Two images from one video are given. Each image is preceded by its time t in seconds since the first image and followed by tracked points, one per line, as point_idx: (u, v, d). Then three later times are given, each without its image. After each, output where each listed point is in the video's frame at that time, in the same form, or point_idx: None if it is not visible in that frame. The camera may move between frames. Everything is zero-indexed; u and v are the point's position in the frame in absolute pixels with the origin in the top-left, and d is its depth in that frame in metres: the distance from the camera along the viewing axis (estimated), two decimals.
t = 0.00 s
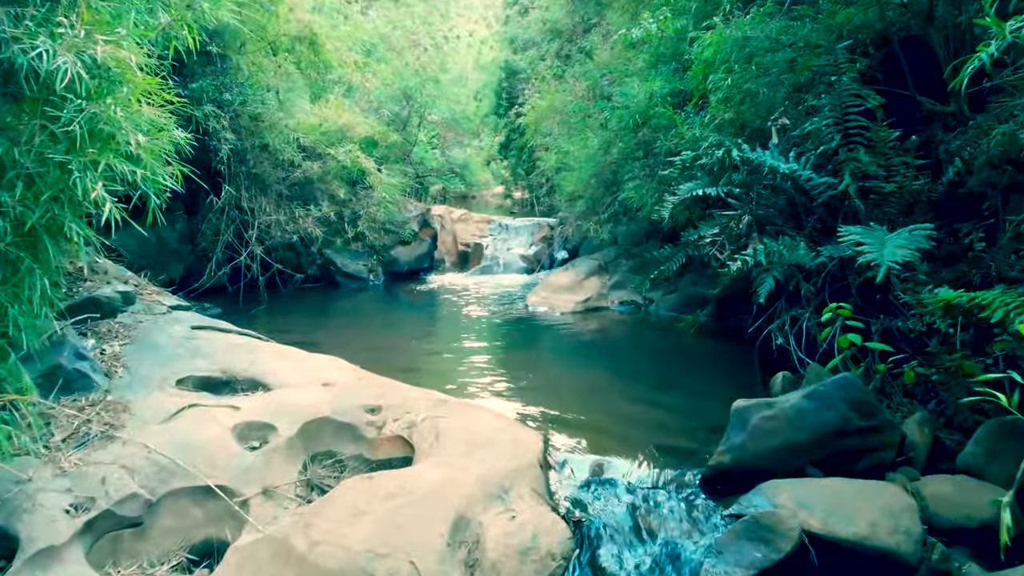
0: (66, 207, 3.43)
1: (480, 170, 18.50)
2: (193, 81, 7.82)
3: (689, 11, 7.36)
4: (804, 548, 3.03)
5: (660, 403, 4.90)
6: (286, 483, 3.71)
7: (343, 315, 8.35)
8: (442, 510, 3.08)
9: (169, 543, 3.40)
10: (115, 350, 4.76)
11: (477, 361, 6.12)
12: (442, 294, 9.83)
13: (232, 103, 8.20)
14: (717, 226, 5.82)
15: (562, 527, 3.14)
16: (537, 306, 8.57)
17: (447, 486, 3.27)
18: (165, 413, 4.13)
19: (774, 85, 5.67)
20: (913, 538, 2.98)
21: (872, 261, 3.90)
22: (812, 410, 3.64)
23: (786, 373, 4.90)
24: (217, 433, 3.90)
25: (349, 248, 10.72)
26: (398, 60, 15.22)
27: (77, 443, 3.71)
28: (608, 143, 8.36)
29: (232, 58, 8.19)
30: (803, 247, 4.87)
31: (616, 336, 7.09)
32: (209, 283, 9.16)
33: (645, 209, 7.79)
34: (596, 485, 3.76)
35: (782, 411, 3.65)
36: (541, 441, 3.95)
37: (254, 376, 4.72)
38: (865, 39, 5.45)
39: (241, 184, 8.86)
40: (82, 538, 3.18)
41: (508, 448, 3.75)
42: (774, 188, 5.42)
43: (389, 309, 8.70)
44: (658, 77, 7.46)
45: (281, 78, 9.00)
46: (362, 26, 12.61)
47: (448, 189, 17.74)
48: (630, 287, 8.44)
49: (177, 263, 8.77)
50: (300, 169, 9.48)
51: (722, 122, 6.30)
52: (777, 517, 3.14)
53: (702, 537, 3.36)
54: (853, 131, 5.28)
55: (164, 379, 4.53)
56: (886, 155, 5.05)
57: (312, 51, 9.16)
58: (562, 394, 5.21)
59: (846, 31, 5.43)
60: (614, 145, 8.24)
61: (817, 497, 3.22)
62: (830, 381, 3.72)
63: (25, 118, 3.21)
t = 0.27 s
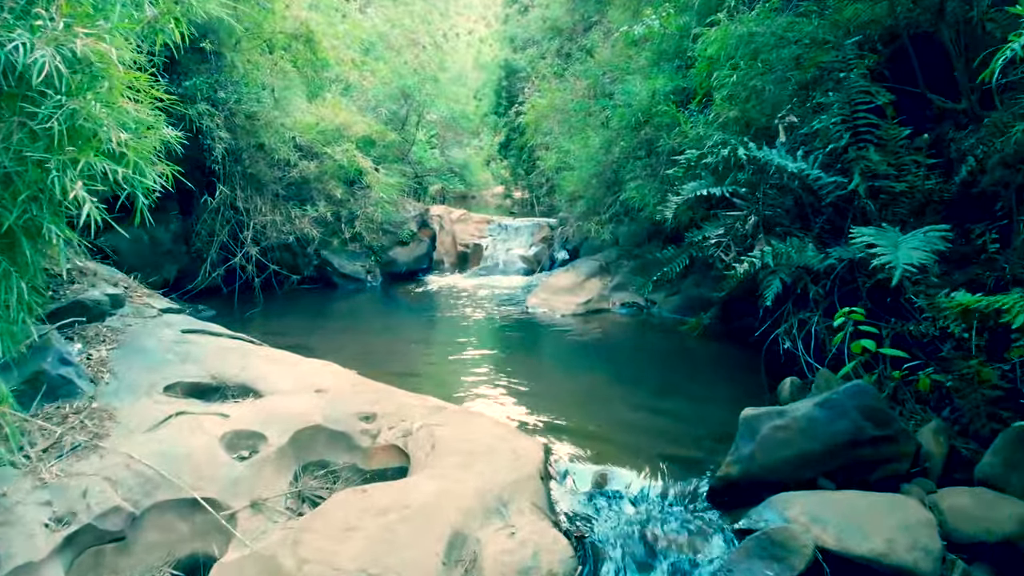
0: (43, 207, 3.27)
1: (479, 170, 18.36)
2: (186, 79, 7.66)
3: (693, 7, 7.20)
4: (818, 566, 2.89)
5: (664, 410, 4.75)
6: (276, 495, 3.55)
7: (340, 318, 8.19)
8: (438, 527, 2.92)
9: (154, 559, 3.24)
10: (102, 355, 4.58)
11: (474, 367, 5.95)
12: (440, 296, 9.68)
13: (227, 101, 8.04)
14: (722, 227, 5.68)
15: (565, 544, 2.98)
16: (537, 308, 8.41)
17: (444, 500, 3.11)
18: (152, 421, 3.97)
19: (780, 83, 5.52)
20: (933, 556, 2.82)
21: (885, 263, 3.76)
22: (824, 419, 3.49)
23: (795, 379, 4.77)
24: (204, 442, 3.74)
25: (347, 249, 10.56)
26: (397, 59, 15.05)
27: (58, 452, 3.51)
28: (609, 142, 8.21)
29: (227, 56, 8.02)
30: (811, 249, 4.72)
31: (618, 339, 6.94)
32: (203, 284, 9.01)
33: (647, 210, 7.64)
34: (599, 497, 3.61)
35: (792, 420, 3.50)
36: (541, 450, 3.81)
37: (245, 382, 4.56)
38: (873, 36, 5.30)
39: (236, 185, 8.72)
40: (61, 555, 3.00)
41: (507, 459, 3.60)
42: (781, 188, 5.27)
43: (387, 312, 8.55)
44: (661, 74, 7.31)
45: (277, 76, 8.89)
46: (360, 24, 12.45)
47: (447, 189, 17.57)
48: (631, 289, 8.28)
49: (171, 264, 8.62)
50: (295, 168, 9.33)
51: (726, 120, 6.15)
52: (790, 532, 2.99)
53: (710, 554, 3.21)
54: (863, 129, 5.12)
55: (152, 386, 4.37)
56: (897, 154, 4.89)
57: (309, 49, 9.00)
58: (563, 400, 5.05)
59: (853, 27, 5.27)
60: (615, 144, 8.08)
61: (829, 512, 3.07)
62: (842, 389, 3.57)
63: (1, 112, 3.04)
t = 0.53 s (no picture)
0: (19, 209, 3.11)
1: (479, 170, 18.18)
2: (179, 76, 7.46)
3: (697, 4, 7.05)
4: None
5: (670, 418, 4.60)
6: (265, 509, 3.39)
7: (337, 321, 8.02)
8: (435, 545, 2.77)
9: None
10: (88, 360, 4.40)
11: (472, 372, 5.78)
12: (439, 298, 9.51)
13: (221, 99, 7.87)
14: (727, 228, 5.51)
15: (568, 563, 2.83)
16: (538, 310, 8.23)
17: (441, 517, 2.95)
18: (138, 429, 3.82)
19: (787, 79, 5.42)
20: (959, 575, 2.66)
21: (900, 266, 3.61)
22: (838, 429, 3.34)
23: (804, 385, 4.63)
24: (191, 453, 3.57)
25: (342, 250, 10.30)
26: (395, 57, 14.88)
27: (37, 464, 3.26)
28: (611, 141, 8.05)
29: (221, 54, 7.83)
30: (822, 250, 4.56)
31: (620, 343, 6.79)
32: (198, 286, 8.85)
33: (649, 210, 7.50)
34: (604, 511, 3.46)
35: (805, 431, 3.35)
36: (541, 460, 3.66)
37: (235, 389, 4.39)
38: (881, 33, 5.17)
39: (232, 185, 8.59)
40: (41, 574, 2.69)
41: (507, 471, 3.45)
42: (788, 188, 5.11)
43: (384, 314, 8.38)
44: (664, 72, 7.15)
45: (272, 71, 8.85)
46: (358, 22, 12.29)
47: (447, 189, 17.40)
48: (634, 291, 8.09)
49: (166, 265, 8.48)
50: (291, 168, 9.17)
51: (732, 118, 6.00)
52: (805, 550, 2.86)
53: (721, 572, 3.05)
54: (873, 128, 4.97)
55: (139, 392, 4.21)
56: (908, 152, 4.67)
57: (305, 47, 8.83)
58: (565, 407, 4.90)
59: (862, 24, 5.13)
60: (617, 143, 7.92)
61: (845, 530, 2.93)
62: (857, 397, 3.43)
63: None
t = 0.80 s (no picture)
0: None
1: (479, 170, 18.02)
2: (173, 75, 7.30)
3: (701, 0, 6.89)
4: None
5: (675, 425, 4.45)
6: (254, 524, 3.21)
7: (334, 323, 7.86)
8: (431, 566, 2.61)
9: None
10: (75, 365, 4.26)
11: (470, 377, 5.61)
12: (438, 299, 9.35)
13: (215, 98, 7.72)
14: (734, 229, 5.33)
15: None
16: (538, 312, 8.07)
17: (438, 534, 2.80)
18: (123, 439, 3.66)
19: (795, 77, 5.30)
20: None
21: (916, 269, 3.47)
22: (854, 440, 3.19)
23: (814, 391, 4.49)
24: (176, 464, 3.41)
25: (339, 251, 10.12)
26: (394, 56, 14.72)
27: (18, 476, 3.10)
28: (613, 140, 7.89)
29: (215, 52, 7.68)
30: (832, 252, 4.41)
31: (623, 346, 6.64)
32: (192, 288, 8.70)
33: (652, 210, 7.36)
34: (608, 527, 3.31)
35: (819, 442, 3.20)
36: (543, 471, 3.51)
37: (225, 395, 4.23)
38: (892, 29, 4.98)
39: (226, 185, 8.44)
40: None
41: (508, 484, 3.29)
42: (797, 188, 4.96)
43: (382, 316, 8.22)
44: (668, 70, 6.99)
45: (268, 69, 8.70)
46: (357, 20, 12.13)
47: (446, 189, 17.23)
48: (636, 293, 7.93)
49: (159, 267, 8.33)
50: (288, 168, 9.02)
51: (737, 116, 5.84)
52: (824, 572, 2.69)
53: None
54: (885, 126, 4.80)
55: (126, 399, 4.06)
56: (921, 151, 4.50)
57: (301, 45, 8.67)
58: (567, 413, 4.75)
59: (869, 20, 4.92)
60: (619, 142, 7.76)
61: (863, 547, 2.76)
62: (872, 407, 3.28)
63: None
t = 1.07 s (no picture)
0: None
1: (479, 170, 17.86)
2: (167, 72, 7.16)
3: None
4: None
5: (681, 434, 4.29)
6: (241, 540, 3.06)
7: (330, 326, 7.71)
8: None
9: None
10: (59, 371, 4.08)
11: (468, 382, 5.46)
12: (436, 301, 9.19)
13: (209, 96, 7.57)
14: (740, 230, 5.16)
15: None
16: (539, 315, 7.91)
17: (434, 553, 2.65)
18: (106, 449, 3.50)
19: (802, 74, 5.15)
20: None
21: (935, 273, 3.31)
22: (871, 453, 3.04)
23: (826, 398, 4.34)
24: (161, 477, 3.26)
25: (336, 252, 9.98)
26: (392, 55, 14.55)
27: None
28: (615, 139, 7.73)
29: (210, 49, 7.53)
30: (843, 254, 4.26)
31: (625, 350, 6.49)
32: (186, 289, 8.55)
33: (655, 211, 7.20)
34: (613, 543, 3.15)
35: (834, 455, 3.05)
36: (545, 484, 3.36)
37: (214, 403, 4.07)
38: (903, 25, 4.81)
39: (221, 185, 8.29)
40: None
41: (508, 498, 3.14)
42: (806, 188, 4.81)
43: (379, 319, 8.06)
44: (671, 67, 6.84)
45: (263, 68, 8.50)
46: (355, 18, 11.97)
47: (445, 189, 17.07)
48: (638, 295, 7.77)
49: (152, 268, 8.15)
50: (284, 168, 8.87)
51: (744, 114, 5.68)
52: None
53: None
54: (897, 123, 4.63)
55: (111, 407, 3.90)
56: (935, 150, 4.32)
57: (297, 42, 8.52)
58: (568, 421, 4.59)
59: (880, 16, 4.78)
60: (621, 141, 7.61)
61: (885, 568, 2.60)
62: (890, 417, 3.12)
63: None
